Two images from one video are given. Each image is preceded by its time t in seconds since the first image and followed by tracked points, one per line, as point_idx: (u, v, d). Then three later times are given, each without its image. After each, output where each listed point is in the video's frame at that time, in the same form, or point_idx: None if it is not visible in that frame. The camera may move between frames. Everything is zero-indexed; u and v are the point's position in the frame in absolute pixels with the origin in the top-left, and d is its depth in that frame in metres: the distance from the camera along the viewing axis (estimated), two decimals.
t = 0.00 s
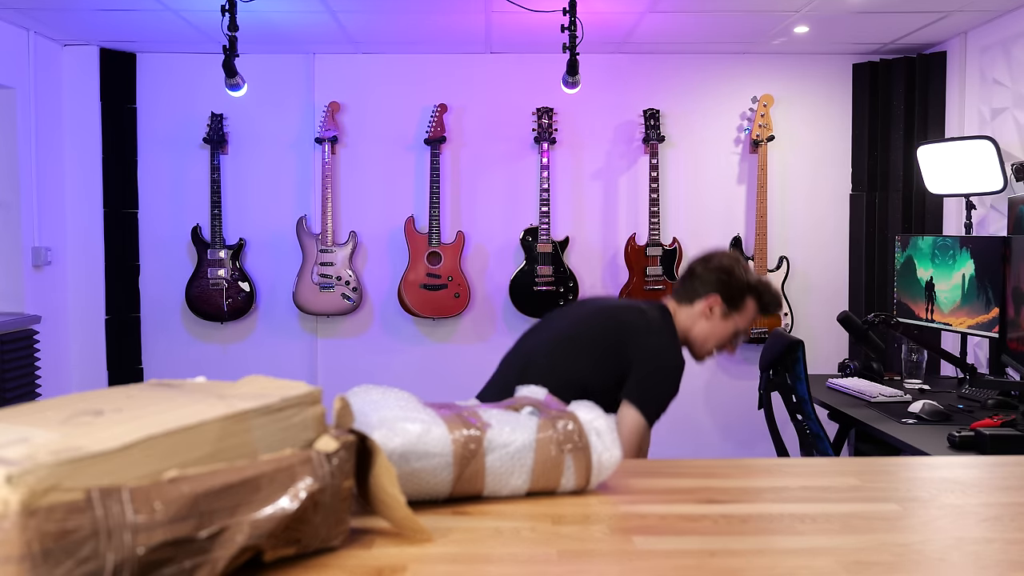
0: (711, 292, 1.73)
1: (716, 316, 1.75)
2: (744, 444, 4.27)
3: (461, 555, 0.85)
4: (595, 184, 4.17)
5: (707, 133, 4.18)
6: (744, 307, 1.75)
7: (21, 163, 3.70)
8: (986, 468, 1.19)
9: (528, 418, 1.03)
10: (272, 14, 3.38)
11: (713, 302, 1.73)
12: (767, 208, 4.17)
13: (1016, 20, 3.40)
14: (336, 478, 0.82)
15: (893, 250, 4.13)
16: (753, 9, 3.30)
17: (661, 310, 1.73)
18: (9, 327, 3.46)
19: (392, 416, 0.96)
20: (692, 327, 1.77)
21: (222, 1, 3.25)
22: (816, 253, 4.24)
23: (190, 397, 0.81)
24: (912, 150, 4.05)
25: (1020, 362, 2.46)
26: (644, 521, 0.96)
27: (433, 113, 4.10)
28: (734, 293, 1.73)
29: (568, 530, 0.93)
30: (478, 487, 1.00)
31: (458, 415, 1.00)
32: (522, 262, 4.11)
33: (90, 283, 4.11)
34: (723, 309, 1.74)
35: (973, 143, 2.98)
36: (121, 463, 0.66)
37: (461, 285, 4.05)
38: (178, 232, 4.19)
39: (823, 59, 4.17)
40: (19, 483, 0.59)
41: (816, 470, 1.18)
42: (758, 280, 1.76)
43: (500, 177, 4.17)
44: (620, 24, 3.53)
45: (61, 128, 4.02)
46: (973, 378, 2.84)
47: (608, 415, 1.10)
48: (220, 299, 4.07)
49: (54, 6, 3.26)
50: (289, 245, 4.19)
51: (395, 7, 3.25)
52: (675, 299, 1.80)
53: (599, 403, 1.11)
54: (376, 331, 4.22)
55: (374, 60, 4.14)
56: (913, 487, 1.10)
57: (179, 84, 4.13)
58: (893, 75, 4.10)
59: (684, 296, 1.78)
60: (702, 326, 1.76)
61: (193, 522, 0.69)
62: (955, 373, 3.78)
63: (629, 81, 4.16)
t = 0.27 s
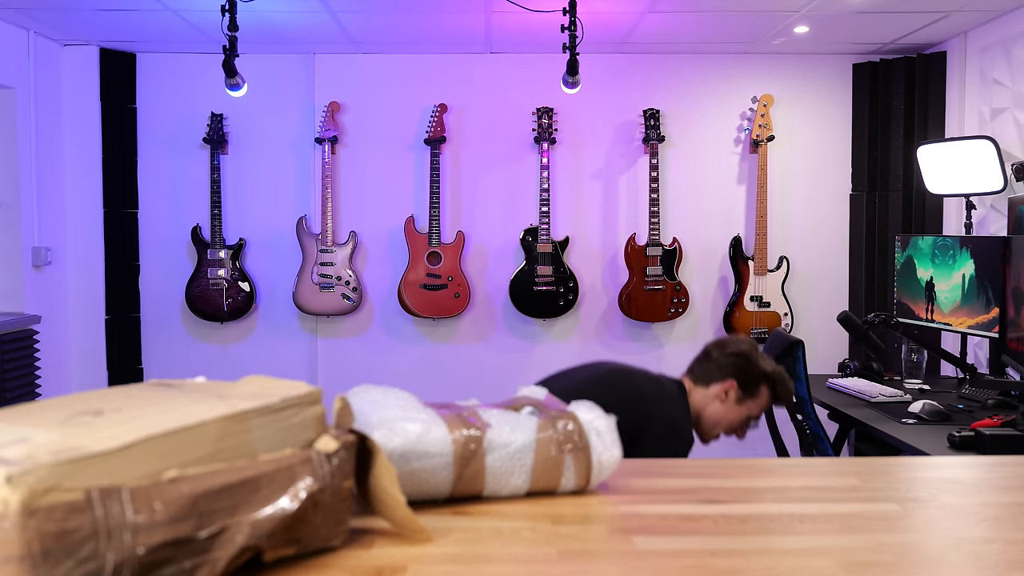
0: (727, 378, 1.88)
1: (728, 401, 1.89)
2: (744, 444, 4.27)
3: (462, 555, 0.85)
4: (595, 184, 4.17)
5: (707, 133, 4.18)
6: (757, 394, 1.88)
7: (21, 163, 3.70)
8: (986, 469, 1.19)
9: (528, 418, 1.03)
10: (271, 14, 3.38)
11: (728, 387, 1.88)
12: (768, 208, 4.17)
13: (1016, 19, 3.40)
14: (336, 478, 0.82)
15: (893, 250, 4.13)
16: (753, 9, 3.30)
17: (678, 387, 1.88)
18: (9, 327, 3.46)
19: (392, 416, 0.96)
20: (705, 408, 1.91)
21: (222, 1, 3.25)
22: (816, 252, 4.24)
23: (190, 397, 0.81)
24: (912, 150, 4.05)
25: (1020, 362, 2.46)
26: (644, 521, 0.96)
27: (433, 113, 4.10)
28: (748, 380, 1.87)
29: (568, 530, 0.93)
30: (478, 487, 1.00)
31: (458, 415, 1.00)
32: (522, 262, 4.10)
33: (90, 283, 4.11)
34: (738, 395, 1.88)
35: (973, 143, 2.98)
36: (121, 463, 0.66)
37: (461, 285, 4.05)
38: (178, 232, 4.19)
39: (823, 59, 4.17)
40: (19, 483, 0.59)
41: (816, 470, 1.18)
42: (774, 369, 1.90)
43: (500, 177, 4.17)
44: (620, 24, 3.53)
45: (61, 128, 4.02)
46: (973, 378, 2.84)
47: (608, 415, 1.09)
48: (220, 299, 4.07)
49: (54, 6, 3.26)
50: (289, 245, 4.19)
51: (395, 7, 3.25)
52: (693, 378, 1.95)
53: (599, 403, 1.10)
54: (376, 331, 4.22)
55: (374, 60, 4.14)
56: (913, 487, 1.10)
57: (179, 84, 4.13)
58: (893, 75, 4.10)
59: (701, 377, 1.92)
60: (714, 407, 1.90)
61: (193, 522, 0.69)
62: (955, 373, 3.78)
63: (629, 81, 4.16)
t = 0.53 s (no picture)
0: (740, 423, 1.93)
1: (737, 445, 1.93)
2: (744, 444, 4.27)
3: (461, 555, 0.85)
4: (595, 184, 4.17)
5: (707, 133, 4.18)
6: (765, 440, 1.96)
7: (20, 163, 3.70)
8: (986, 469, 1.19)
9: (528, 418, 1.03)
10: (271, 14, 3.38)
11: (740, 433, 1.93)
12: (768, 208, 4.17)
13: (1016, 19, 3.40)
14: (336, 478, 0.82)
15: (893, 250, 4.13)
16: (754, 9, 3.30)
17: (688, 428, 1.91)
18: (9, 327, 3.46)
19: (392, 417, 0.96)
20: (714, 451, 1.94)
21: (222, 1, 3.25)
22: (816, 252, 4.24)
23: (190, 397, 0.81)
24: (912, 150, 4.05)
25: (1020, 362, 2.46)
26: (644, 521, 0.96)
27: (433, 113, 4.10)
28: (757, 425, 1.95)
29: (568, 530, 0.93)
30: (478, 487, 1.00)
31: (458, 416, 1.00)
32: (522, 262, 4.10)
33: (90, 283, 4.11)
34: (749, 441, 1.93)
35: (973, 143, 2.98)
36: (121, 463, 0.66)
37: (461, 285, 4.05)
38: (178, 232, 4.19)
39: (823, 59, 4.17)
40: (19, 483, 0.59)
41: (816, 470, 1.18)
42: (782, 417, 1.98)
43: (500, 177, 4.17)
44: (620, 24, 3.53)
45: (61, 128, 4.02)
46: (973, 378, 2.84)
47: (608, 414, 1.09)
48: (220, 299, 4.07)
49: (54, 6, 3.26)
50: (289, 245, 4.19)
51: (395, 7, 3.25)
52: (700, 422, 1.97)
53: (598, 403, 1.10)
54: (376, 331, 4.22)
55: (373, 60, 4.14)
56: (913, 487, 1.10)
57: (179, 84, 4.13)
58: (893, 75, 4.10)
59: (710, 422, 1.95)
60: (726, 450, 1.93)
61: (193, 522, 0.69)
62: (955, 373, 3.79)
63: (629, 81, 4.16)
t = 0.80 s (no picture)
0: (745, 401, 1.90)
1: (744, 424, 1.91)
2: (744, 444, 4.27)
3: (461, 555, 0.85)
4: (595, 184, 4.17)
5: (707, 134, 4.18)
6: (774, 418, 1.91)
7: (20, 163, 3.70)
8: (985, 469, 1.19)
9: (528, 418, 1.03)
10: (271, 14, 3.38)
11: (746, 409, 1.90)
12: (768, 208, 4.17)
13: (1016, 20, 3.39)
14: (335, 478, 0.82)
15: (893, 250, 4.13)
16: (754, 9, 3.30)
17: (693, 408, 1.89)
18: (9, 327, 3.45)
19: (391, 417, 0.96)
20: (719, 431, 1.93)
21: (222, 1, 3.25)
22: (816, 253, 4.24)
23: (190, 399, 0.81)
24: (912, 150, 4.05)
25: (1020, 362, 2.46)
26: (644, 521, 0.97)
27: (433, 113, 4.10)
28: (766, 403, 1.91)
29: (568, 530, 0.93)
30: (478, 487, 1.00)
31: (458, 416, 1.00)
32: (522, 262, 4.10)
33: (90, 282, 4.10)
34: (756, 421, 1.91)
35: (973, 143, 2.98)
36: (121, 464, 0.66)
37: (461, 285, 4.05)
38: (178, 232, 4.19)
39: (823, 59, 4.17)
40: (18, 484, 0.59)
41: (816, 470, 1.18)
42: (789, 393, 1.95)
43: (500, 177, 4.17)
44: (620, 24, 3.53)
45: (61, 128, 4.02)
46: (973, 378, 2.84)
47: (607, 414, 1.09)
48: (220, 299, 4.07)
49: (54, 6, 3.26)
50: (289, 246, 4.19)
51: (395, 7, 3.25)
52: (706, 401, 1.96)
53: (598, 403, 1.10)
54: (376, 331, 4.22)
55: (373, 60, 4.14)
56: (913, 487, 1.10)
57: (179, 84, 4.13)
58: (893, 75, 4.10)
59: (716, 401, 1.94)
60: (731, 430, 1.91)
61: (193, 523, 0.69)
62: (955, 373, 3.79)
63: (629, 82, 4.16)
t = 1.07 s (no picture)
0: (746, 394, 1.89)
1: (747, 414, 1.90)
2: (744, 444, 4.28)
3: (460, 555, 0.86)
4: (595, 184, 4.17)
5: (707, 134, 4.18)
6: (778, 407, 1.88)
7: (20, 163, 3.70)
8: (986, 468, 1.19)
9: (527, 421, 1.02)
10: (271, 14, 3.38)
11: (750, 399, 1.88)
12: (768, 208, 4.17)
13: (1016, 19, 3.40)
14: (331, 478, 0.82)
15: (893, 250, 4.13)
16: (753, 9, 3.30)
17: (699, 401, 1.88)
18: (10, 327, 3.45)
19: (385, 417, 0.96)
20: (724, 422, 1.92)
21: (222, 1, 3.25)
22: (816, 253, 4.25)
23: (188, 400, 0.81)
24: (912, 150, 4.05)
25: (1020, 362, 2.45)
26: (644, 521, 0.97)
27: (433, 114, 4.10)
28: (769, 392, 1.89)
29: (567, 530, 0.93)
30: (472, 490, 1.00)
31: (455, 417, 1.00)
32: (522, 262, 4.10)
33: (89, 282, 4.10)
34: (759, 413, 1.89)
35: (973, 143, 2.98)
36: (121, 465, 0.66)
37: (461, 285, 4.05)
38: (178, 232, 4.19)
39: (823, 59, 4.17)
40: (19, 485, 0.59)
41: (816, 470, 1.18)
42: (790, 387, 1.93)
43: (500, 176, 4.17)
44: (620, 24, 3.53)
45: (61, 128, 4.02)
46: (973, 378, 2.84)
47: (611, 418, 1.07)
48: (220, 299, 4.07)
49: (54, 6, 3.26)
50: (289, 245, 4.19)
51: (395, 7, 3.25)
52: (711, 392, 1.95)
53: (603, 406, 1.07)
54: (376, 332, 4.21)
55: (373, 60, 4.14)
56: (913, 487, 1.10)
57: (179, 84, 4.13)
58: (893, 75, 4.10)
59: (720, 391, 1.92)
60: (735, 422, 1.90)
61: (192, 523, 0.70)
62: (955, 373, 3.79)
63: (629, 81, 4.16)
